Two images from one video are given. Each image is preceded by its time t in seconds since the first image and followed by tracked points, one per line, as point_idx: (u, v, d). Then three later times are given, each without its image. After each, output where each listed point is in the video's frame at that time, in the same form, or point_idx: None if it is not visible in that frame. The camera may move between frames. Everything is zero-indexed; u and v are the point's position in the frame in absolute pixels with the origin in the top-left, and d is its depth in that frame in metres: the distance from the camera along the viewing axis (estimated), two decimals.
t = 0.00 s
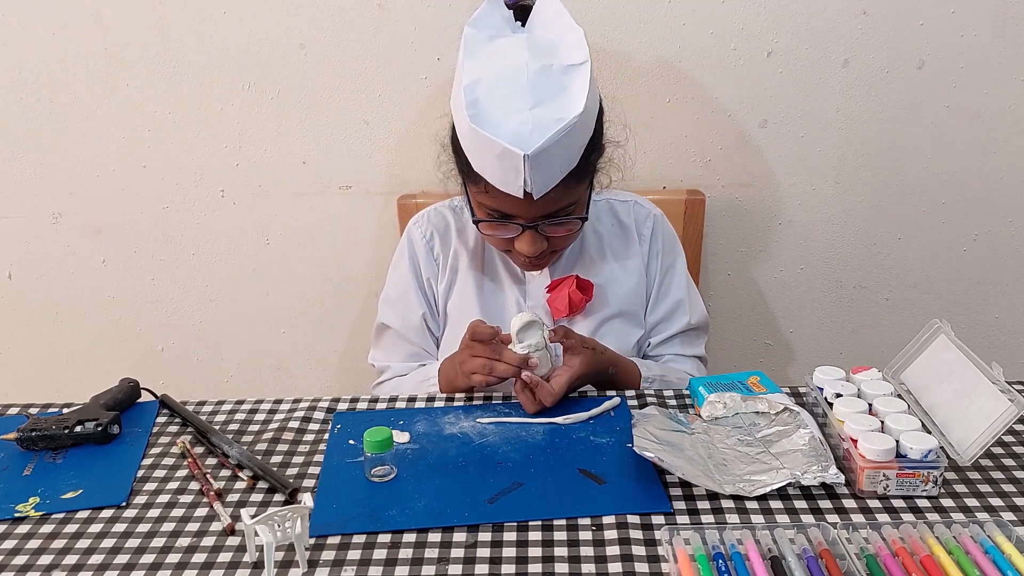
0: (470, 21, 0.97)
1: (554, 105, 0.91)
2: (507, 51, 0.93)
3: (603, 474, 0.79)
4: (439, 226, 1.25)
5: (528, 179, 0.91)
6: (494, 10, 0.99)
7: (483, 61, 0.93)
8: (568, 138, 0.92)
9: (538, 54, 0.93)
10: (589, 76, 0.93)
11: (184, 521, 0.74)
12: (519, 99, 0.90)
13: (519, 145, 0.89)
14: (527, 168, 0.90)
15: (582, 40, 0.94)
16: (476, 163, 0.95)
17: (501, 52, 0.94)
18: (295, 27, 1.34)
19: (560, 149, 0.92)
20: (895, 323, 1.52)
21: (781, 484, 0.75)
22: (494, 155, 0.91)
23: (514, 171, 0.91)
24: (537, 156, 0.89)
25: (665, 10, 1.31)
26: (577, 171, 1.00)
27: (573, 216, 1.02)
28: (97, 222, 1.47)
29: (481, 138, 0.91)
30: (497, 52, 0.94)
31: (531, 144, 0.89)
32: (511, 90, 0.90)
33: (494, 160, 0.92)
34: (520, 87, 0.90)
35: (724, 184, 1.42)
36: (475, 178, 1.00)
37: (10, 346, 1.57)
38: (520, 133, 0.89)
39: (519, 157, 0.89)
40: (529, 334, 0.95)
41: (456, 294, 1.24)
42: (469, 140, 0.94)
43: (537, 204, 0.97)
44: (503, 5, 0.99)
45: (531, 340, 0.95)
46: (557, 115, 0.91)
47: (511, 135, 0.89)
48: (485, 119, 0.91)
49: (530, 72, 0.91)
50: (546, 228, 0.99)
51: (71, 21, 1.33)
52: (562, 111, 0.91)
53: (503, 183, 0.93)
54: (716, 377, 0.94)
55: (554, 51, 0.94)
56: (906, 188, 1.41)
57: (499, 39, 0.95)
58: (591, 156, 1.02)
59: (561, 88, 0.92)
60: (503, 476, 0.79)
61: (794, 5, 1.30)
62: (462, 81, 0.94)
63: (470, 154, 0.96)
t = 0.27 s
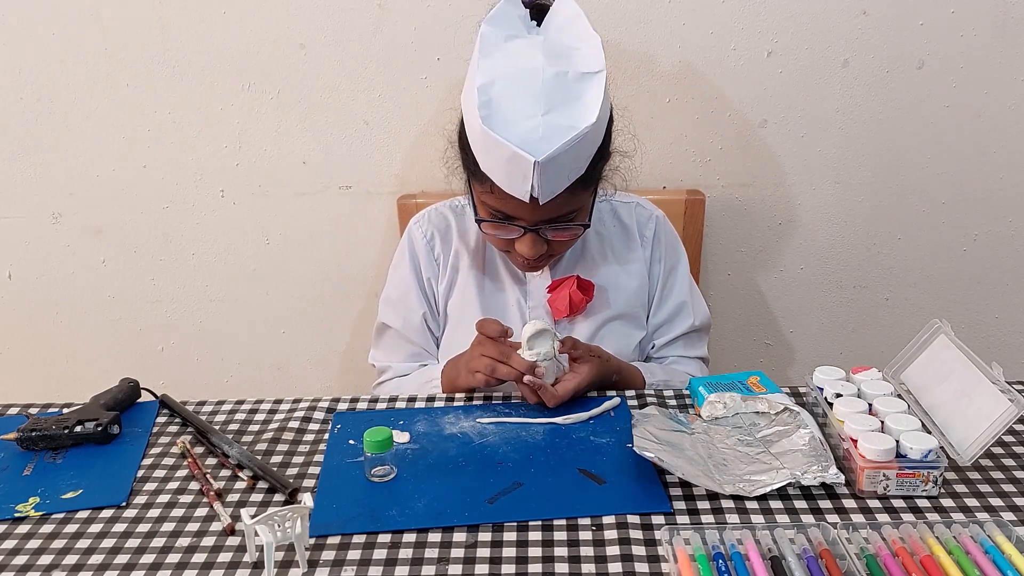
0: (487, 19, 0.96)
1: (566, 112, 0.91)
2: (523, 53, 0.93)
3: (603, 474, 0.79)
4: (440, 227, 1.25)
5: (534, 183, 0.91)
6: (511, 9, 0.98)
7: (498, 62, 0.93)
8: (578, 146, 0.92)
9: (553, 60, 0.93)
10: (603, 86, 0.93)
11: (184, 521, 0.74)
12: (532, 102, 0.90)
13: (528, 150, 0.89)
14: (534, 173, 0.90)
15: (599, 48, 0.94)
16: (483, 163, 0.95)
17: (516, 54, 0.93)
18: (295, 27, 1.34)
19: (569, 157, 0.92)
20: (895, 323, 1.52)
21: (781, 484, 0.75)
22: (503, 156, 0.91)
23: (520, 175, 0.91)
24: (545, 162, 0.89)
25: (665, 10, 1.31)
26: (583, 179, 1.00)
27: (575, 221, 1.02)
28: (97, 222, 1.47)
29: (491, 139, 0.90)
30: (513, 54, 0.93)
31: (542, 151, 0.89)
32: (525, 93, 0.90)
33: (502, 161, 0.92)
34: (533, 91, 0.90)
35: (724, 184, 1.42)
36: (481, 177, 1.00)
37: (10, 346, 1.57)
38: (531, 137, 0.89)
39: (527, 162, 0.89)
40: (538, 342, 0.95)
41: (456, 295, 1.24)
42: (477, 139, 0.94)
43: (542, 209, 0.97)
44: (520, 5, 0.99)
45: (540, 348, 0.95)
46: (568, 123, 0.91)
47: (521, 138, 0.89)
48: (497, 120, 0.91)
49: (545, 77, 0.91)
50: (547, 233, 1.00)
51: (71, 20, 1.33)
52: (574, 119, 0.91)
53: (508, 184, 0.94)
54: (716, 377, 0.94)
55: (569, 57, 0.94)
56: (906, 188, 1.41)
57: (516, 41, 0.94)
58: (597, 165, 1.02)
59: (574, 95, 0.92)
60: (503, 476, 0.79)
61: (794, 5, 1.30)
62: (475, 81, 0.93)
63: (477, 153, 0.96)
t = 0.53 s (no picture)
0: (490, 17, 0.96)
1: (567, 108, 0.91)
2: (525, 50, 0.93)
3: (603, 474, 0.79)
4: (440, 226, 1.25)
5: (534, 179, 0.91)
6: (513, 7, 0.98)
7: (500, 59, 0.93)
8: (578, 143, 0.92)
9: (555, 57, 0.93)
10: (604, 84, 0.93)
11: (184, 521, 0.74)
12: (533, 99, 0.90)
13: (528, 145, 0.89)
14: (534, 169, 0.90)
15: (601, 46, 0.94)
16: (483, 160, 0.95)
17: (518, 51, 0.94)
18: (295, 27, 1.34)
19: (570, 154, 0.92)
20: (895, 323, 1.52)
21: (781, 484, 0.75)
22: (503, 152, 0.90)
23: (520, 171, 0.91)
24: (544, 158, 0.89)
25: (665, 10, 1.31)
26: (582, 177, 1.00)
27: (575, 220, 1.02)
28: (97, 222, 1.47)
29: (491, 134, 0.90)
30: (515, 51, 0.93)
31: (542, 146, 0.89)
32: (526, 89, 0.90)
33: (502, 157, 0.91)
34: (535, 87, 0.90)
35: (724, 184, 1.42)
36: (480, 173, 1.00)
37: (10, 346, 1.57)
38: (531, 133, 0.89)
39: (527, 157, 0.89)
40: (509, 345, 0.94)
41: (456, 294, 1.24)
42: (478, 136, 0.94)
43: (541, 206, 0.97)
44: (522, 4, 0.99)
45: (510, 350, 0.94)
46: (569, 120, 0.91)
47: (522, 134, 0.89)
48: (498, 116, 0.91)
49: (546, 74, 0.91)
50: (546, 231, 0.99)
51: (71, 21, 1.33)
52: (574, 116, 0.91)
53: (508, 180, 0.93)
54: (716, 377, 0.94)
55: (570, 55, 0.94)
56: (906, 188, 1.41)
57: (518, 38, 0.95)
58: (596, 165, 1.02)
59: (575, 92, 0.92)
60: (503, 476, 0.79)
61: (794, 5, 1.30)
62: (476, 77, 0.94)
63: (477, 150, 0.96)
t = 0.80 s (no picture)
0: (485, 30, 0.96)
1: (560, 129, 0.91)
2: (520, 66, 0.93)
3: (603, 474, 0.79)
4: (440, 227, 1.25)
5: (527, 204, 0.91)
6: (511, 14, 0.97)
7: (494, 77, 0.93)
8: (572, 165, 0.91)
9: (549, 75, 0.92)
10: (599, 102, 0.93)
11: (184, 521, 0.74)
12: (526, 121, 0.90)
13: (520, 171, 0.89)
14: (527, 194, 0.90)
15: (597, 63, 0.93)
16: (478, 179, 0.95)
17: (513, 66, 0.93)
18: (294, 27, 1.34)
19: (563, 176, 0.92)
20: (895, 323, 1.52)
21: (781, 484, 0.75)
22: (495, 176, 0.91)
23: (513, 196, 0.91)
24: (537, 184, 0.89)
25: (665, 10, 1.31)
26: (580, 193, 1.00)
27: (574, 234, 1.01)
28: (97, 222, 1.47)
29: (484, 158, 0.91)
30: (510, 68, 0.93)
31: (535, 170, 0.89)
32: (520, 110, 0.90)
33: (495, 181, 0.92)
34: (528, 109, 0.90)
35: (724, 184, 1.42)
36: (477, 191, 1.00)
37: (10, 346, 1.57)
38: (524, 158, 0.89)
39: (519, 184, 0.89)
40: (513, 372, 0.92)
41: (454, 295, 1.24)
42: (472, 156, 0.94)
43: (539, 223, 0.97)
44: (520, 12, 0.98)
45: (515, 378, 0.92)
46: (562, 142, 0.90)
47: (514, 158, 0.89)
48: (490, 138, 0.91)
49: (540, 93, 0.91)
50: (545, 246, 0.99)
51: (71, 21, 1.33)
52: (568, 137, 0.91)
53: (503, 202, 0.93)
54: (716, 377, 0.94)
55: (566, 72, 0.93)
56: (906, 187, 1.41)
57: (514, 53, 0.94)
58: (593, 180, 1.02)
59: (570, 111, 0.92)
60: (503, 476, 0.79)
61: (794, 5, 1.30)
62: (471, 94, 0.94)
63: (472, 168, 0.96)
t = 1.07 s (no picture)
0: (480, 34, 0.96)
1: (555, 134, 0.91)
2: (515, 70, 0.93)
3: (603, 474, 0.79)
4: (441, 226, 1.25)
5: (523, 209, 0.91)
6: (506, 18, 0.97)
7: (489, 82, 0.93)
8: (568, 169, 0.91)
9: (544, 79, 0.92)
10: (594, 106, 0.92)
11: (184, 521, 0.74)
12: (520, 126, 0.90)
13: (515, 178, 0.89)
14: (522, 199, 0.90)
15: (592, 67, 0.93)
16: (475, 184, 0.95)
17: (508, 70, 0.93)
18: (294, 27, 1.34)
19: (560, 181, 0.91)
20: (895, 323, 1.52)
21: (780, 484, 0.75)
22: (491, 182, 0.91)
23: (509, 201, 0.91)
24: (532, 191, 0.89)
25: (665, 10, 1.31)
26: (578, 196, 1.00)
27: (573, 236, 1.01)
28: (97, 222, 1.47)
29: (479, 164, 0.91)
30: (505, 72, 0.93)
31: (530, 176, 0.89)
32: (515, 115, 0.90)
33: (491, 186, 0.92)
34: (523, 114, 0.90)
35: (724, 184, 1.42)
36: (475, 196, 1.00)
37: (10, 346, 1.57)
38: (519, 163, 0.89)
39: (515, 190, 0.89)
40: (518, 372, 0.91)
41: (454, 293, 1.24)
42: (468, 161, 0.94)
43: (538, 226, 0.97)
44: (516, 14, 0.98)
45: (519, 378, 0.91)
46: (558, 147, 0.90)
47: (509, 164, 0.89)
48: (486, 144, 0.91)
49: (535, 98, 0.90)
50: (544, 248, 0.99)
51: (71, 21, 1.33)
52: (564, 142, 0.91)
53: (500, 206, 0.93)
54: (716, 377, 0.94)
55: (561, 75, 0.93)
56: (906, 187, 1.41)
57: (509, 57, 0.94)
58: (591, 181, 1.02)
59: (565, 116, 0.92)
60: (503, 476, 0.79)
61: (794, 5, 1.30)
62: (467, 98, 0.93)
63: (469, 173, 0.96)
